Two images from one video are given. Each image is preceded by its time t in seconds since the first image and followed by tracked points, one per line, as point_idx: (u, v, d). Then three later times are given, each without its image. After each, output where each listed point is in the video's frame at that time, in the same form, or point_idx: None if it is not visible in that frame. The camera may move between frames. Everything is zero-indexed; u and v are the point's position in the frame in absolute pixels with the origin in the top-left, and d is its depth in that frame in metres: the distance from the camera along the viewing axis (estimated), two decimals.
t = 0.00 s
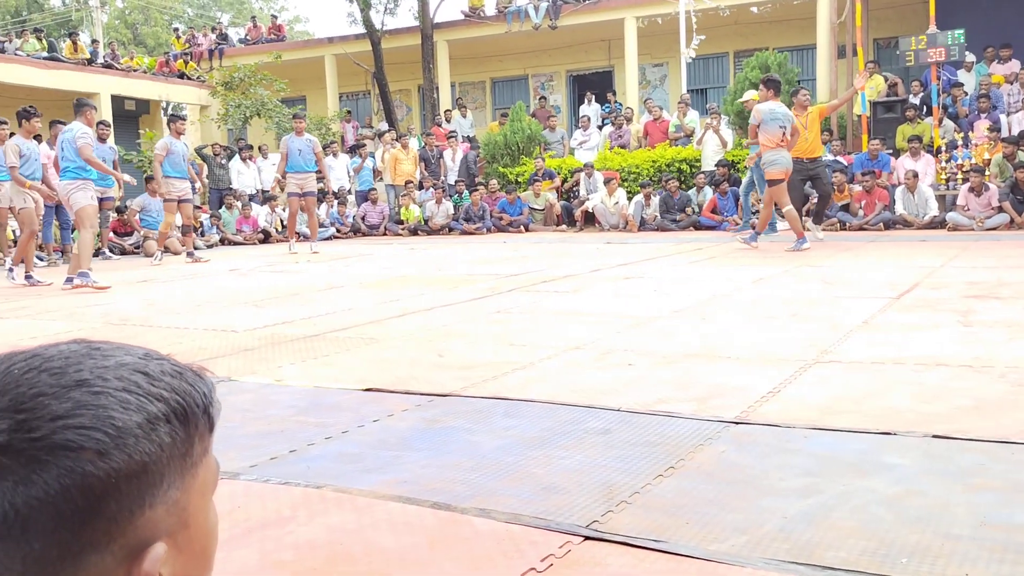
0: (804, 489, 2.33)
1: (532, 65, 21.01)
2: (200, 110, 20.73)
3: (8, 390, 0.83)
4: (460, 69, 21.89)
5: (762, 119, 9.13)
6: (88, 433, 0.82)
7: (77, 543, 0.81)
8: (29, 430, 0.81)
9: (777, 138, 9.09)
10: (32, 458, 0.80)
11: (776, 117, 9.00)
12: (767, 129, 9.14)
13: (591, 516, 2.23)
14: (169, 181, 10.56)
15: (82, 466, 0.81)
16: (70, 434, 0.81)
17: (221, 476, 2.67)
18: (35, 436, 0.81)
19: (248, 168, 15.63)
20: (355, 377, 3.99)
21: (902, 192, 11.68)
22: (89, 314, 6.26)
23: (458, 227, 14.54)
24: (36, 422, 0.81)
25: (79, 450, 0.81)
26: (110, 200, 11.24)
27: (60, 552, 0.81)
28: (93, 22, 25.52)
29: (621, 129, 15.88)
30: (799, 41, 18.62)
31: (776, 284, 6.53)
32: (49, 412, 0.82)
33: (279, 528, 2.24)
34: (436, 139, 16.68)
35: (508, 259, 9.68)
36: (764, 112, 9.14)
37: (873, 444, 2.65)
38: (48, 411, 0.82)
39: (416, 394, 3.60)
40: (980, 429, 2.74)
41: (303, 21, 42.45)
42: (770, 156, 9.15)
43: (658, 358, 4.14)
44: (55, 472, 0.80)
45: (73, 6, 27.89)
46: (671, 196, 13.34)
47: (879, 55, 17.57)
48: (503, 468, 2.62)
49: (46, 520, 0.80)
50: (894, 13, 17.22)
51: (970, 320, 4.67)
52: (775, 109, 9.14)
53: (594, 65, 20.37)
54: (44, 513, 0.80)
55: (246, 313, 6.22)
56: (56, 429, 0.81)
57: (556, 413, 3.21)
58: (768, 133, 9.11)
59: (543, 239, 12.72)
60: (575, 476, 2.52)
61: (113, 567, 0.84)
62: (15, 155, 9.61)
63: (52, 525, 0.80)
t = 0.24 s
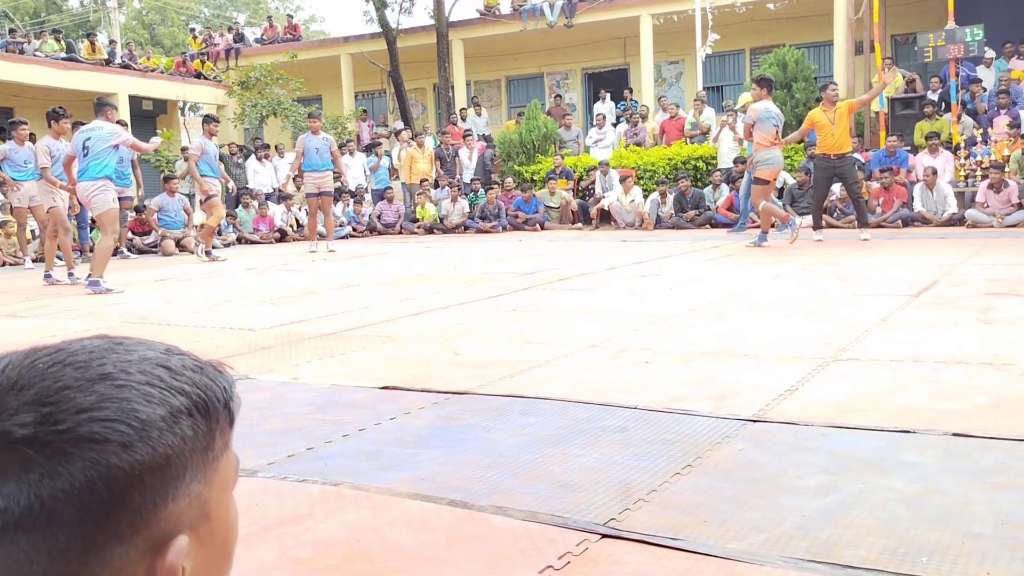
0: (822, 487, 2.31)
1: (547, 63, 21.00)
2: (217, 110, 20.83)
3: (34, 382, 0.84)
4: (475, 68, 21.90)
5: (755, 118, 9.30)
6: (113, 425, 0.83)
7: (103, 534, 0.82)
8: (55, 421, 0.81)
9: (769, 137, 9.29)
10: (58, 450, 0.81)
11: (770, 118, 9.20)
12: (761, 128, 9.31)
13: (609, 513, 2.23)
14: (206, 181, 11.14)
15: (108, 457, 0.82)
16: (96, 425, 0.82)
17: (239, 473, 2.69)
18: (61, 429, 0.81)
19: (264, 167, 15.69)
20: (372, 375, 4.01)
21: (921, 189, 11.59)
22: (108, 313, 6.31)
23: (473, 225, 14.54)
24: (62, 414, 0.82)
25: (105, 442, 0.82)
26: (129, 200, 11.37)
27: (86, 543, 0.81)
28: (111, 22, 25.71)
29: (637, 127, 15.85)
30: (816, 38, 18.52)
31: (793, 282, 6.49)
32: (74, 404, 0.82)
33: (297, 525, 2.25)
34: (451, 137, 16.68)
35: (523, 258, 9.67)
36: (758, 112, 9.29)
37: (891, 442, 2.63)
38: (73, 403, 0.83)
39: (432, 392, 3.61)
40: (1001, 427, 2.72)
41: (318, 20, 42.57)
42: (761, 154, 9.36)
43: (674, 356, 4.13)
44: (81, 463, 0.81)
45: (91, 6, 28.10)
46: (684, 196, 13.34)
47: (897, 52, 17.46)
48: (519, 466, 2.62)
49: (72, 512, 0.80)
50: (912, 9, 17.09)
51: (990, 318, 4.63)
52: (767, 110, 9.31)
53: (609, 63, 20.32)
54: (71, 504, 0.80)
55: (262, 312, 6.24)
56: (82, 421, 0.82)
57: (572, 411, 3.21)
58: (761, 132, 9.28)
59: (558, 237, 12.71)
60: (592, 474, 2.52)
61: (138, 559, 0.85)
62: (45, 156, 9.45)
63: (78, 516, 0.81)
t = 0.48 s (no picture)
0: (837, 485, 2.30)
1: (560, 61, 20.98)
2: (231, 109, 20.90)
3: (47, 376, 0.84)
4: (488, 66, 21.91)
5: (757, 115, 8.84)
6: (125, 419, 0.83)
7: (116, 527, 0.82)
8: (68, 415, 0.82)
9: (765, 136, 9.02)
10: (72, 443, 0.81)
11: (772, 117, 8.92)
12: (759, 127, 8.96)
13: (622, 511, 2.22)
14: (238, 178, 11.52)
15: (121, 450, 0.82)
16: (110, 418, 0.82)
17: (253, 470, 2.69)
18: (74, 422, 0.82)
19: (278, 166, 15.75)
20: (385, 373, 4.01)
21: (936, 186, 11.59)
22: (123, 311, 6.34)
23: (486, 223, 14.53)
24: (75, 407, 0.82)
25: (117, 434, 0.82)
26: (145, 199, 11.54)
27: (100, 536, 0.82)
28: (126, 22, 25.84)
29: (650, 124, 15.83)
30: (830, 34, 18.41)
31: (808, 279, 6.46)
32: (87, 397, 0.83)
33: (310, 522, 2.25)
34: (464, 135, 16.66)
35: (536, 255, 9.66)
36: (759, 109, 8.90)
37: (907, 440, 2.62)
38: (87, 396, 0.83)
39: (445, 389, 3.61)
40: (1018, 425, 2.70)
41: (331, 18, 42.65)
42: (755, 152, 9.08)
43: (688, 354, 4.11)
44: (95, 456, 0.81)
45: (107, 6, 28.26)
46: (699, 193, 13.23)
47: (912, 48, 17.36)
48: (532, 463, 2.62)
49: (86, 505, 0.81)
50: (928, 4, 16.99)
51: (1007, 315, 4.59)
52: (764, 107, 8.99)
53: (623, 60, 20.28)
54: (85, 496, 0.81)
55: (277, 310, 6.27)
56: (95, 414, 0.82)
57: (585, 409, 3.20)
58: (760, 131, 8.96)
59: (571, 235, 12.68)
60: (605, 472, 2.52)
61: (151, 552, 0.85)
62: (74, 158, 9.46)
63: (93, 508, 0.81)
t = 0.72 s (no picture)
0: (850, 483, 2.29)
1: (571, 59, 20.97)
2: (243, 108, 20.95)
3: (58, 366, 0.85)
4: (499, 64, 21.90)
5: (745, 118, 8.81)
6: (137, 408, 0.84)
7: (128, 516, 0.83)
8: (79, 404, 0.82)
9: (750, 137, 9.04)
10: (83, 432, 0.82)
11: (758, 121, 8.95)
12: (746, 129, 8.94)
13: (633, 508, 2.22)
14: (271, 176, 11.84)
15: (132, 439, 0.83)
16: (121, 408, 0.83)
17: (264, 467, 2.70)
18: (86, 411, 0.82)
19: (289, 165, 15.80)
20: (396, 370, 4.01)
21: (950, 183, 11.50)
22: (136, 309, 6.37)
23: (497, 221, 14.53)
24: (86, 397, 0.83)
25: (129, 424, 0.83)
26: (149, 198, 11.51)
27: (113, 525, 0.83)
28: (139, 21, 25.94)
29: (661, 122, 15.81)
30: (843, 30, 18.33)
31: (820, 277, 6.43)
32: (98, 387, 0.84)
33: (321, 518, 2.26)
34: (475, 134, 16.66)
35: (547, 253, 9.66)
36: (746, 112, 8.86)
37: (919, 438, 2.60)
38: (97, 386, 0.84)
39: (456, 387, 3.61)
40: None
41: (343, 17, 42.76)
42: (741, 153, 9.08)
43: (699, 352, 4.10)
44: (106, 446, 0.82)
45: (119, 6, 28.38)
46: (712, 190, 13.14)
47: (926, 45, 17.26)
48: (543, 461, 2.61)
49: (98, 494, 0.82)
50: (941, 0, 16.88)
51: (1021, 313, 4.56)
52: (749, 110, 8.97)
53: (634, 57, 20.24)
54: (97, 485, 0.82)
55: (288, 308, 6.29)
56: (106, 404, 0.83)
57: (596, 407, 3.19)
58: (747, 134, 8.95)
59: (582, 233, 12.66)
60: (616, 469, 2.51)
61: (163, 541, 0.86)
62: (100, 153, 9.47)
63: (104, 498, 0.82)
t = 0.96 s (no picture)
0: (862, 482, 2.28)
1: (582, 58, 20.95)
2: (255, 107, 21.01)
3: (74, 362, 0.88)
4: (509, 63, 21.90)
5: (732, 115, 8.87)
6: (150, 403, 0.86)
7: (141, 511, 0.86)
8: (94, 400, 0.86)
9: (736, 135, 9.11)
10: (98, 427, 0.85)
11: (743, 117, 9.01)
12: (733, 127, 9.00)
13: (644, 507, 2.21)
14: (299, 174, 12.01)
15: (146, 435, 0.86)
16: (135, 404, 0.86)
17: (276, 465, 2.71)
18: (100, 406, 0.85)
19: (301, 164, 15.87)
20: (406, 369, 4.02)
21: (964, 182, 11.44)
22: (149, 308, 6.39)
23: (508, 221, 14.51)
24: (100, 392, 0.86)
25: (143, 420, 0.86)
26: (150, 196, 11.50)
27: (126, 519, 0.86)
28: (151, 21, 26.05)
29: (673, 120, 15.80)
30: (855, 28, 18.24)
31: (832, 276, 6.40)
32: (113, 382, 0.86)
33: (333, 516, 2.26)
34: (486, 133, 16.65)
35: (558, 252, 9.64)
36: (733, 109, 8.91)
37: (934, 438, 2.58)
38: (112, 381, 0.87)
39: (467, 385, 3.61)
40: None
41: (354, 17, 42.88)
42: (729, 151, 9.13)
43: (711, 351, 4.09)
44: (119, 441, 0.85)
45: (131, 6, 28.51)
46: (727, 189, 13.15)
47: (939, 42, 17.18)
48: (554, 459, 2.61)
49: (111, 488, 0.85)
50: None
51: None
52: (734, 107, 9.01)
53: (645, 56, 20.19)
54: (110, 479, 0.85)
55: (299, 307, 6.30)
56: (121, 399, 0.86)
57: (608, 405, 3.19)
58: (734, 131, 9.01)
59: (593, 232, 12.64)
60: (628, 468, 2.51)
61: (176, 537, 0.89)
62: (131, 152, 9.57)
63: (119, 492, 0.85)
